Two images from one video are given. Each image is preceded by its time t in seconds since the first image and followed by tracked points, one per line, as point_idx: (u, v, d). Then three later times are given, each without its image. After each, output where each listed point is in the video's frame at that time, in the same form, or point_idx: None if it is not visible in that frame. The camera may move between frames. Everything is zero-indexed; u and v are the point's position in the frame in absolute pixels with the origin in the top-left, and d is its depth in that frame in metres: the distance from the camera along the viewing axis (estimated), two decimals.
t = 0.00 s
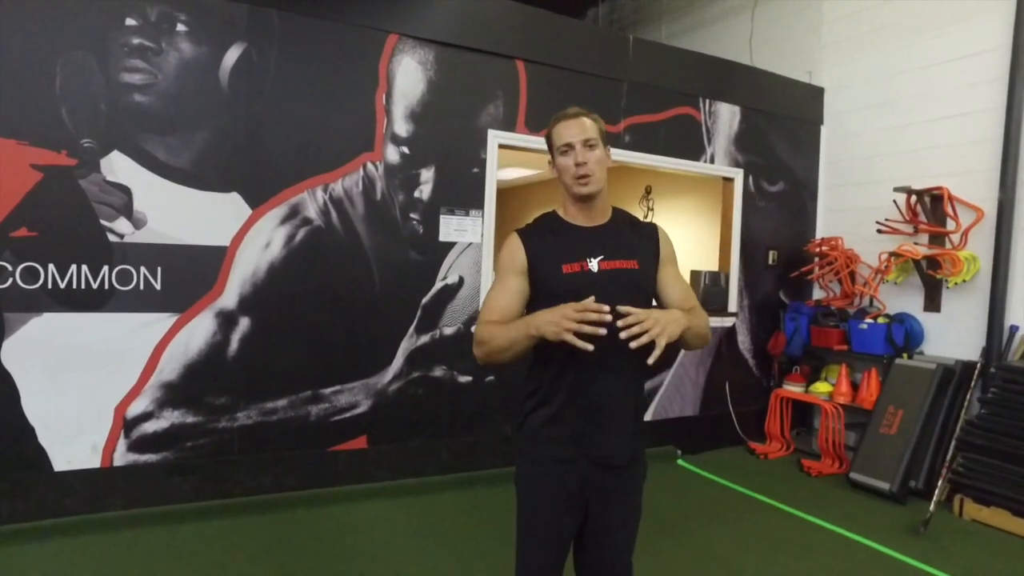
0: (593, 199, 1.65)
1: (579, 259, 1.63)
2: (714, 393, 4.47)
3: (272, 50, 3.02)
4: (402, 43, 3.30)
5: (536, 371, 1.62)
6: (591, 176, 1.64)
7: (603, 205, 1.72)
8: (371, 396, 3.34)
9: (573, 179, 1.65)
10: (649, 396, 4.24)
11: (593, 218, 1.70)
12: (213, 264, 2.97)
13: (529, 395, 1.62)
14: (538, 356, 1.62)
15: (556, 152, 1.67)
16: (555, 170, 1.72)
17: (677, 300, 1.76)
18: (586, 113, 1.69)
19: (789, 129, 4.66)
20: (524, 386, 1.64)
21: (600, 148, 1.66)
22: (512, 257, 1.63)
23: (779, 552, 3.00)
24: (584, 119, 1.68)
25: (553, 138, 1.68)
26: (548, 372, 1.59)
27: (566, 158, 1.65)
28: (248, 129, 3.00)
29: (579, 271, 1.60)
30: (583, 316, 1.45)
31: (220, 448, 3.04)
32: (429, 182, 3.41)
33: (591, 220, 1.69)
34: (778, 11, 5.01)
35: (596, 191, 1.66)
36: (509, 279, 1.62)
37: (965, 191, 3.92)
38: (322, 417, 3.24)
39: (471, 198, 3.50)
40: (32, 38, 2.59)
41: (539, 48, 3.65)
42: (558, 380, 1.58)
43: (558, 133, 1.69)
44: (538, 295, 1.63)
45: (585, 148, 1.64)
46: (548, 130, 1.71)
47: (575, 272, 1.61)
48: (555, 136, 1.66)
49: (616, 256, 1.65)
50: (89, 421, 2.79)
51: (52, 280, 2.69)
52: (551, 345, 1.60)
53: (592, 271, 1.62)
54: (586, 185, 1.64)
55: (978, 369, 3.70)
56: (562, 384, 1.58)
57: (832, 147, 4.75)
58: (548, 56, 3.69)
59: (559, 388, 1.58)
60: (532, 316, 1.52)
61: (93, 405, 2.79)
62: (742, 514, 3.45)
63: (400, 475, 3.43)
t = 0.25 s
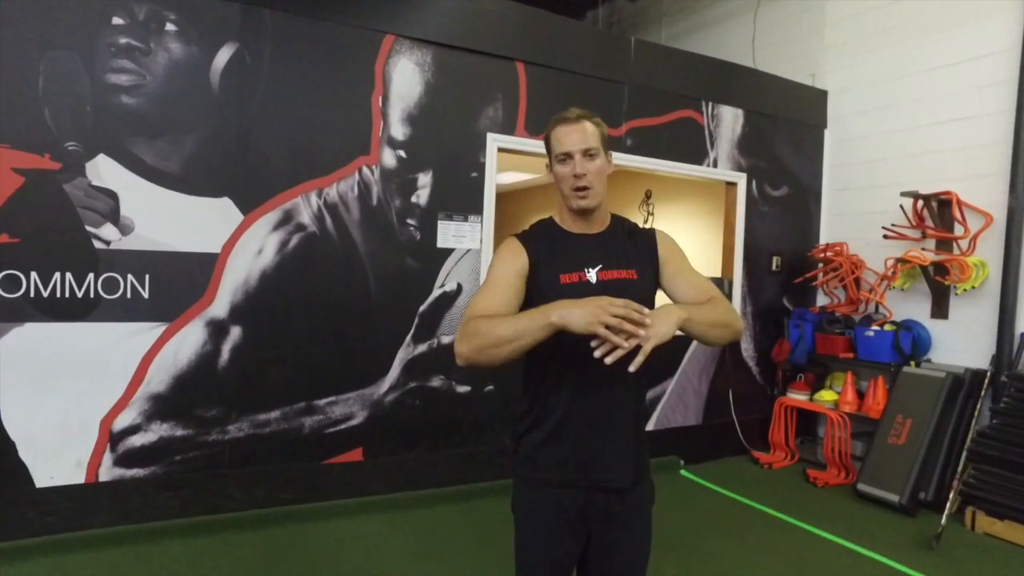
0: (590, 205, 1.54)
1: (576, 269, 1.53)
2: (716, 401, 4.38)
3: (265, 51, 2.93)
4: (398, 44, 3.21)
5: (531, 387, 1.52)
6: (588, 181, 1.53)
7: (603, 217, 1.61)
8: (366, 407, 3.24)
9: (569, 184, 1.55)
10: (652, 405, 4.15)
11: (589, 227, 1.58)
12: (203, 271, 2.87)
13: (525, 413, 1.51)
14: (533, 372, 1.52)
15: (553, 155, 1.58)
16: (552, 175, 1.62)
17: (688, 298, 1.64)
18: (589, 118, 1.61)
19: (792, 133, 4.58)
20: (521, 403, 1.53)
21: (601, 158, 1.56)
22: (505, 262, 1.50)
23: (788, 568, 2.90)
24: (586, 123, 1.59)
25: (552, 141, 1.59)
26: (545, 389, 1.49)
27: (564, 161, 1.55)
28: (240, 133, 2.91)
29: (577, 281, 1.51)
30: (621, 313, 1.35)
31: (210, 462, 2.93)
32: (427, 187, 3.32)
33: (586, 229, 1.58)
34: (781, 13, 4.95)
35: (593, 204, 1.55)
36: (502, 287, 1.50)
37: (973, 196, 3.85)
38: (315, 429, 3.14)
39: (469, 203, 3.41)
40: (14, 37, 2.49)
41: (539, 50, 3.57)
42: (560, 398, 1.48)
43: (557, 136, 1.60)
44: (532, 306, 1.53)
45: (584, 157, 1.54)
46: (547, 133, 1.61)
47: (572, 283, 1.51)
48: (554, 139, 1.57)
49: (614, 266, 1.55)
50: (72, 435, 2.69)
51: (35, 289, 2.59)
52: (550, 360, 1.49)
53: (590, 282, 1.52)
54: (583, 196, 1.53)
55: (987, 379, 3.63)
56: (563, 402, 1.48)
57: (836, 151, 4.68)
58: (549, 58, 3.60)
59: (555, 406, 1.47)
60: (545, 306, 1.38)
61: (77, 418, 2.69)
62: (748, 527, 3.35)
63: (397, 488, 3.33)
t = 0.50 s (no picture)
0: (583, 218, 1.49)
1: (568, 277, 1.46)
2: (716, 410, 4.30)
3: (254, 51, 2.85)
4: (392, 45, 3.13)
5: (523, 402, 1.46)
6: (582, 193, 1.48)
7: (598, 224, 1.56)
8: (358, 418, 3.15)
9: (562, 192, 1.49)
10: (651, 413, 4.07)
11: (582, 236, 1.54)
12: (189, 278, 2.77)
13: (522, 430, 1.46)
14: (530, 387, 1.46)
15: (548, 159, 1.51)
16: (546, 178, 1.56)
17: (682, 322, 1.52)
18: (588, 120, 1.52)
19: (793, 137, 4.52)
20: (517, 420, 1.48)
21: (597, 168, 1.49)
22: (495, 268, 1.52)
23: None
24: (584, 126, 1.50)
25: (547, 143, 1.51)
26: (542, 405, 1.43)
27: (558, 168, 1.49)
28: (229, 136, 2.82)
29: (567, 290, 1.44)
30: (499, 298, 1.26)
31: (196, 475, 2.84)
32: (421, 191, 3.24)
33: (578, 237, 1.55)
34: (780, 17, 4.90)
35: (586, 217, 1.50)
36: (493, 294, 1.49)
37: (977, 201, 3.79)
38: (306, 441, 3.05)
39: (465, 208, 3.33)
40: None
41: (536, 52, 3.50)
42: (557, 413, 1.42)
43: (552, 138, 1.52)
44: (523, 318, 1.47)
45: (578, 168, 1.47)
46: (543, 133, 1.54)
47: (562, 291, 1.44)
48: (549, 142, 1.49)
49: (610, 274, 1.47)
50: (51, 449, 2.59)
51: (15, 296, 2.49)
52: (547, 375, 1.43)
53: (583, 291, 1.44)
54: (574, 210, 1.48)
55: (993, 386, 3.56)
56: (560, 418, 1.42)
57: (836, 156, 4.62)
58: (546, 60, 3.53)
59: (555, 421, 1.43)
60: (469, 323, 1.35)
61: (56, 431, 2.59)
62: (750, 540, 3.27)
63: (390, 500, 3.23)
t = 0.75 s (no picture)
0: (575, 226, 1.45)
1: (561, 286, 1.44)
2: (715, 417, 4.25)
3: (244, 53, 2.79)
4: (385, 46, 3.07)
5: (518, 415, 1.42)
6: (574, 201, 1.44)
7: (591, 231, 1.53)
8: (351, 428, 3.08)
9: (554, 200, 1.45)
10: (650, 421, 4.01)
11: (573, 243, 1.51)
12: (177, 285, 2.70)
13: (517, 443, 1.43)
14: (524, 400, 1.41)
15: (539, 164, 1.46)
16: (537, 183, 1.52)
17: (672, 351, 1.59)
18: (581, 123, 1.47)
19: (792, 140, 4.47)
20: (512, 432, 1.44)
21: (590, 176, 1.45)
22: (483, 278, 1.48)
23: None
24: (577, 131, 1.46)
25: (538, 148, 1.46)
26: (538, 417, 1.40)
27: (550, 174, 1.44)
28: (218, 139, 2.75)
29: (561, 300, 1.41)
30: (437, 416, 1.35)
31: (184, 488, 2.76)
32: (415, 196, 3.18)
33: (570, 245, 1.52)
34: (779, 19, 4.86)
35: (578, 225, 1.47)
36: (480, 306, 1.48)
37: (979, 205, 3.74)
38: (297, 451, 2.97)
39: (460, 213, 3.27)
40: None
41: (532, 54, 3.45)
42: (553, 426, 1.40)
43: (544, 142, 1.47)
44: (514, 327, 1.44)
45: (570, 176, 1.43)
46: (535, 136, 1.48)
47: (555, 301, 1.42)
48: (541, 147, 1.44)
49: (605, 283, 1.46)
50: (33, 461, 2.50)
51: None
52: (542, 387, 1.40)
53: (577, 300, 1.43)
54: (566, 218, 1.44)
55: (996, 394, 3.52)
56: (555, 431, 1.40)
57: (835, 160, 4.57)
58: (542, 62, 3.48)
59: (551, 435, 1.40)
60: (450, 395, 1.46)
61: (39, 443, 2.51)
62: (752, 550, 3.21)
63: (383, 512, 3.16)
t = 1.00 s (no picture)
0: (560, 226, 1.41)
1: (548, 295, 1.39)
2: (712, 425, 4.19)
3: (232, 54, 2.73)
4: (376, 48, 3.02)
5: (501, 428, 1.37)
6: (561, 199, 1.39)
7: (578, 233, 1.48)
8: (341, 437, 3.01)
9: (539, 198, 1.40)
10: (647, 429, 3.95)
11: (560, 244, 1.46)
12: (162, 291, 2.64)
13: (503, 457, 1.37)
14: (510, 410, 1.36)
15: (525, 161, 1.42)
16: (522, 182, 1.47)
17: (657, 359, 1.57)
18: (569, 120, 1.42)
19: (788, 145, 4.43)
20: (498, 445, 1.38)
21: (578, 173, 1.41)
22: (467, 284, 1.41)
23: None
24: (565, 128, 1.42)
25: (524, 145, 1.42)
26: (525, 429, 1.36)
27: (536, 171, 1.40)
28: (204, 141, 2.69)
29: (548, 309, 1.36)
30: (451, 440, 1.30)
31: (168, 499, 2.69)
32: (407, 200, 3.12)
33: (556, 247, 1.47)
34: (776, 23, 4.83)
35: (566, 225, 1.42)
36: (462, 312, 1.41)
37: (978, 210, 3.70)
38: (285, 461, 2.90)
39: (452, 218, 3.22)
40: None
41: (526, 57, 3.40)
42: (541, 437, 1.36)
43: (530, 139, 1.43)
44: (500, 336, 1.38)
45: (557, 173, 1.39)
46: (521, 133, 1.44)
47: (542, 310, 1.36)
48: (527, 143, 1.40)
49: (594, 291, 1.42)
50: (11, 472, 2.43)
51: None
52: (529, 397, 1.36)
53: (565, 309, 1.38)
54: (554, 218, 1.40)
55: (999, 402, 3.47)
56: (543, 443, 1.36)
57: (832, 165, 4.54)
58: (537, 65, 3.43)
59: (539, 447, 1.36)
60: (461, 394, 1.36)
61: (17, 454, 2.44)
62: (750, 561, 3.14)
63: (374, 523, 3.09)
